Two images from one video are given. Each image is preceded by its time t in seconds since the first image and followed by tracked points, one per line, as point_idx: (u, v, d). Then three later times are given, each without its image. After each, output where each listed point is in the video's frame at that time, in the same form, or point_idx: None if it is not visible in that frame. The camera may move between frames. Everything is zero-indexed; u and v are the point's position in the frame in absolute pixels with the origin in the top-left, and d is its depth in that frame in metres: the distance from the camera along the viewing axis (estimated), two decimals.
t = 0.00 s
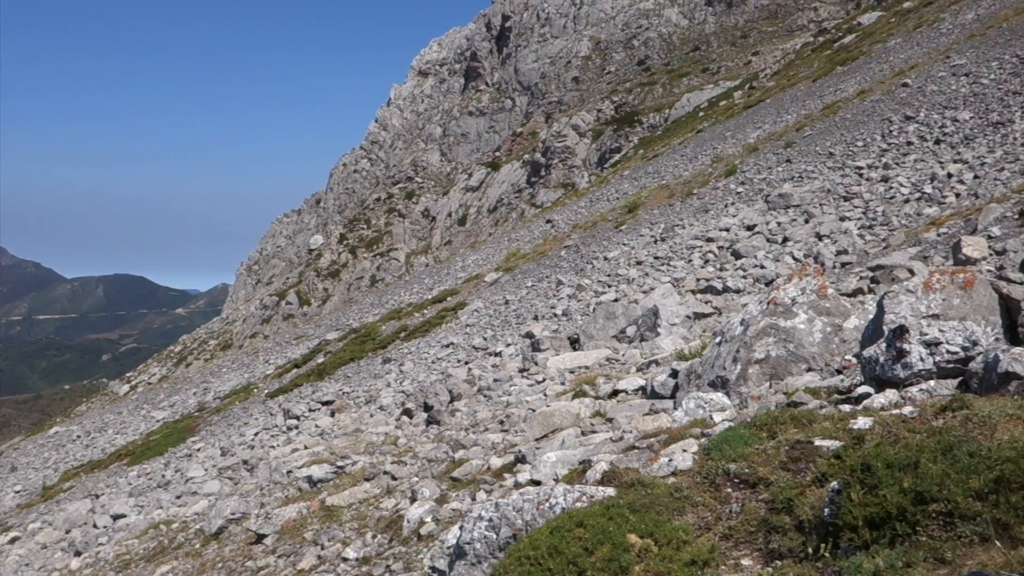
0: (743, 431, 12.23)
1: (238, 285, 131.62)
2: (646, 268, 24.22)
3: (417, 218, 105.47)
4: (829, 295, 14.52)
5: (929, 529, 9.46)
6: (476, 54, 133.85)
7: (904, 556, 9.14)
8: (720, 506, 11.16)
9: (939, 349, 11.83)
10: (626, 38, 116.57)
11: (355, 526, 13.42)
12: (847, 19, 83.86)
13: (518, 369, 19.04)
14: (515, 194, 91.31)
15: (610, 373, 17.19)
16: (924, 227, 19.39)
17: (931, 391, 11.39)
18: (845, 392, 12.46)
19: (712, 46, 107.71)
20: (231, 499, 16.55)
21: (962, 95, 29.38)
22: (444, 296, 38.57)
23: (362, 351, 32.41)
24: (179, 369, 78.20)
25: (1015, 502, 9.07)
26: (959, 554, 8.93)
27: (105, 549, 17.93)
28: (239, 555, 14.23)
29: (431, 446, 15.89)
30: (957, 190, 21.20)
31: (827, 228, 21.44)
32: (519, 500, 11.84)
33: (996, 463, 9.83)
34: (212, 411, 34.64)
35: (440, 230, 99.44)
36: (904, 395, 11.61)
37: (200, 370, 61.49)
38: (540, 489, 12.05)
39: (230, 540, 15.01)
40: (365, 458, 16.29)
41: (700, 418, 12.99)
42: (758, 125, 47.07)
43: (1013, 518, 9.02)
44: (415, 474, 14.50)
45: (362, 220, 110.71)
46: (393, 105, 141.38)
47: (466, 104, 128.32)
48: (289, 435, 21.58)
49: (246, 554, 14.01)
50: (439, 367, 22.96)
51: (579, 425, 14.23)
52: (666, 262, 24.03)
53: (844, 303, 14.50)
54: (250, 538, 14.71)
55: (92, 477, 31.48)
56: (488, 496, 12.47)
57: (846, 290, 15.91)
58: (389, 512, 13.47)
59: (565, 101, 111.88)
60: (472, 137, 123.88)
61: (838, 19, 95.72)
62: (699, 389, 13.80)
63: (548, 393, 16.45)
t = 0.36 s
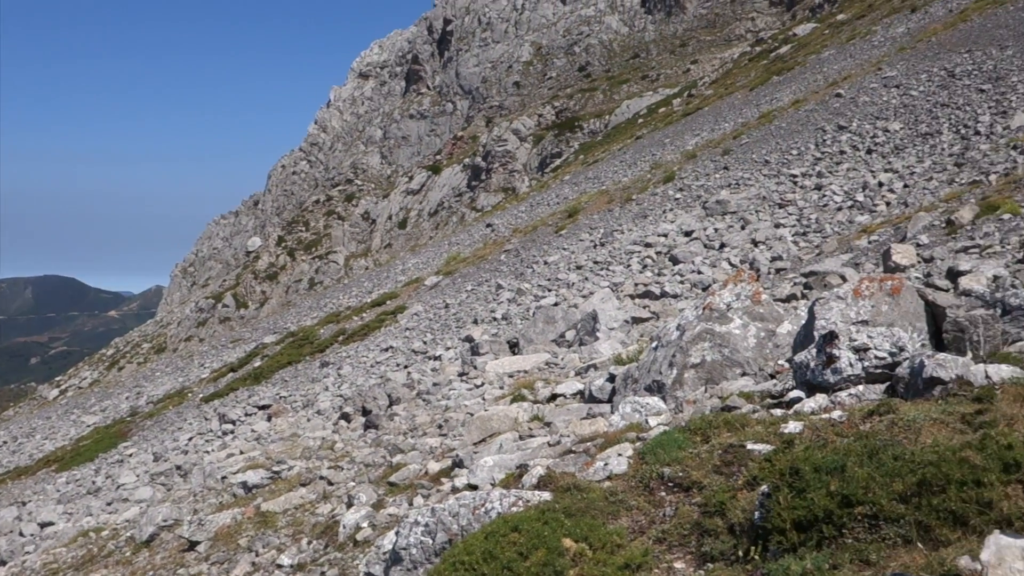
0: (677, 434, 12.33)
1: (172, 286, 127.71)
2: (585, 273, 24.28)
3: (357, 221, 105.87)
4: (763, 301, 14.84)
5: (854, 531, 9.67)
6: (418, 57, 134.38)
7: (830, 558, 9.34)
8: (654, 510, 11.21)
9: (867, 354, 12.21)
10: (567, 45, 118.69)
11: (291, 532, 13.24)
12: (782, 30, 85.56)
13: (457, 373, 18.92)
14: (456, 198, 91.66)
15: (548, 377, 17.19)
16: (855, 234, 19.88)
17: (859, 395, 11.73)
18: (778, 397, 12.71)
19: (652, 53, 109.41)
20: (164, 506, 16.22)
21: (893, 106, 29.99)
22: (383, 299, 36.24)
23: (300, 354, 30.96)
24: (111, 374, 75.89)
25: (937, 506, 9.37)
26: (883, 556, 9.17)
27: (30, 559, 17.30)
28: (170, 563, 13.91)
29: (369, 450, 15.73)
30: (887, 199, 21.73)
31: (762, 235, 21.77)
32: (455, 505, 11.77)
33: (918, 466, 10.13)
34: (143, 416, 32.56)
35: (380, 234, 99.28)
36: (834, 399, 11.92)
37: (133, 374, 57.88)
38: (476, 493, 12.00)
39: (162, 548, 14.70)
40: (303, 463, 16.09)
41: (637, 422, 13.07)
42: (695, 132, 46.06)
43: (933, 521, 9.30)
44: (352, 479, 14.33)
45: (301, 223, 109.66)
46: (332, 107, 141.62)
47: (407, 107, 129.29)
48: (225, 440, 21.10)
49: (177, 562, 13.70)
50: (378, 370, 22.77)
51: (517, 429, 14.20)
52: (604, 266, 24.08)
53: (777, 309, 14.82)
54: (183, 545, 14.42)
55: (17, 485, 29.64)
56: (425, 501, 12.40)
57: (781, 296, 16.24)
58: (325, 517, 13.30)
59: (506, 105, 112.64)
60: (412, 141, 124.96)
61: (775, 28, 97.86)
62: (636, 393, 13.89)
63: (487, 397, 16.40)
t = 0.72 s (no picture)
0: (621, 441, 12.41)
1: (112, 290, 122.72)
2: (533, 279, 24.31)
3: (304, 224, 103.48)
4: (707, 308, 15.01)
5: (791, 535, 9.79)
6: (367, 61, 133.04)
7: (768, 564, 9.45)
8: (596, 516, 11.24)
9: (807, 361, 12.44)
10: (517, 53, 118.32)
11: (232, 540, 13.03)
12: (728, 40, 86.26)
13: (404, 379, 18.76)
14: (405, 204, 90.85)
15: (496, 383, 17.13)
16: (799, 243, 20.21)
17: (799, 401, 11.94)
18: (721, 403, 12.88)
19: (601, 61, 109.65)
20: (101, 515, 15.83)
21: (836, 118, 30.47)
22: (330, 304, 35.60)
23: (245, 358, 30.40)
24: (47, 381, 73.61)
25: (870, 511, 9.57)
26: (818, 560, 9.31)
27: None
28: None
29: (313, 457, 15.54)
30: (829, 208, 22.12)
31: (708, 243, 21.99)
32: (400, 512, 11.68)
33: (854, 471, 10.34)
34: (81, 423, 30.98)
35: (327, 238, 97.65)
36: (774, 405, 12.11)
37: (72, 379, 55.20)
38: (422, 500, 11.94)
39: (99, 558, 14.40)
40: (246, 470, 15.88)
41: (582, 429, 13.11)
42: (643, 141, 45.58)
43: (867, 525, 9.51)
44: (296, 486, 14.17)
45: (247, 227, 108.61)
46: (280, 108, 140.59)
47: (355, 110, 130.05)
48: (166, 446, 20.63)
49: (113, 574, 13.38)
50: (324, 376, 22.53)
51: (462, 435, 14.15)
52: (552, 273, 24.12)
53: (720, 316, 15.01)
54: (121, 555, 14.15)
55: None
56: (370, 509, 12.29)
57: (727, 303, 16.45)
58: (268, 525, 13.13)
59: (456, 110, 111.72)
60: (361, 144, 125.70)
61: (722, 39, 99.05)
62: (582, 399, 13.92)
63: (434, 403, 16.31)
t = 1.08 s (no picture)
0: (573, 446, 12.43)
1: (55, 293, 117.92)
2: (487, 285, 24.33)
3: (256, 229, 104.71)
4: (658, 315, 15.14)
5: (737, 540, 9.88)
6: (322, 64, 134.03)
7: (714, 568, 9.52)
8: (547, 522, 11.24)
9: (755, 367, 12.62)
10: (472, 57, 121.02)
11: (179, 548, 12.85)
12: (682, 49, 86.77)
13: (357, 384, 18.61)
14: (358, 208, 89.55)
15: (449, 389, 17.07)
16: (750, 251, 20.53)
17: (747, 408, 12.13)
18: (671, 409, 13.04)
19: (556, 69, 110.62)
20: (43, 524, 15.45)
21: (786, 128, 30.87)
22: (282, 309, 34.98)
23: (194, 363, 29.76)
24: None
25: (812, 516, 9.75)
26: (762, 565, 9.44)
27: None
28: None
29: (263, 464, 15.38)
30: (779, 217, 22.50)
31: (660, 250, 22.21)
32: (349, 519, 11.58)
33: (798, 476, 10.49)
34: (23, 429, 30.10)
35: (279, 242, 98.63)
36: (722, 411, 12.28)
37: (12, 384, 53.16)
38: (372, 506, 11.86)
39: (41, 568, 14.09)
40: (194, 477, 15.67)
41: (534, 434, 13.13)
42: (597, 148, 45.08)
43: (810, 529, 9.69)
44: (245, 493, 14.01)
45: (197, 229, 107.27)
46: (232, 111, 139.07)
47: (310, 113, 130.09)
48: (112, 453, 20.19)
49: None
50: (274, 382, 22.30)
51: (415, 441, 14.08)
52: (506, 279, 24.16)
53: (671, 323, 15.16)
54: (63, 565, 13.89)
55: None
56: (319, 516, 12.18)
57: (679, 310, 16.62)
58: (216, 533, 12.96)
59: (411, 115, 113.33)
60: (314, 148, 125.21)
61: (677, 48, 99.53)
62: (534, 406, 13.94)
63: (386, 408, 16.21)
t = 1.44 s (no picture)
0: (524, 451, 12.44)
1: None
2: (441, 288, 24.25)
3: (208, 231, 103.82)
4: (610, 319, 15.25)
5: (684, 543, 9.94)
6: (275, 65, 131.79)
7: (661, 570, 9.59)
8: (498, 526, 11.24)
9: (705, 372, 12.78)
10: (428, 60, 120.51)
11: (123, 556, 12.60)
12: (638, 55, 86.84)
13: (308, 389, 18.42)
14: (312, 211, 89.93)
15: (401, 393, 16.98)
16: (702, 256, 20.82)
17: (696, 411, 12.28)
18: (622, 412, 13.16)
19: (511, 73, 110.07)
20: None
21: (738, 135, 31.14)
22: (233, 311, 34.28)
23: (142, 367, 29.08)
24: None
25: (758, 518, 9.89)
26: (709, 567, 9.54)
27: None
28: None
29: (212, 469, 15.17)
30: (731, 224, 22.85)
31: (613, 255, 22.38)
32: (298, 525, 11.45)
33: (744, 479, 10.61)
34: None
35: (232, 244, 97.69)
36: (672, 415, 12.42)
37: None
38: (322, 512, 11.74)
39: None
40: (141, 483, 15.42)
41: (485, 439, 13.13)
42: (553, 152, 44.54)
43: (755, 531, 9.82)
44: (192, 498, 13.84)
45: (146, 230, 105.45)
46: (183, 111, 136.82)
47: (263, 114, 128.97)
48: (54, 460, 19.70)
49: None
50: (224, 387, 21.98)
51: (365, 446, 13.99)
52: (460, 283, 24.13)
53: (623, 327, 15.25)
54: None
55: None
56: (269, 522, 12.06)
57: (631, 314, 16.78)
58: (162, 539, 12.77)
59: (366, 119, 113.13)
60: (267, 149, 124.35)
61: (631, 55, 100.48)
62: (486, 410, 13.93)
63: (338, 413, 16.09)
